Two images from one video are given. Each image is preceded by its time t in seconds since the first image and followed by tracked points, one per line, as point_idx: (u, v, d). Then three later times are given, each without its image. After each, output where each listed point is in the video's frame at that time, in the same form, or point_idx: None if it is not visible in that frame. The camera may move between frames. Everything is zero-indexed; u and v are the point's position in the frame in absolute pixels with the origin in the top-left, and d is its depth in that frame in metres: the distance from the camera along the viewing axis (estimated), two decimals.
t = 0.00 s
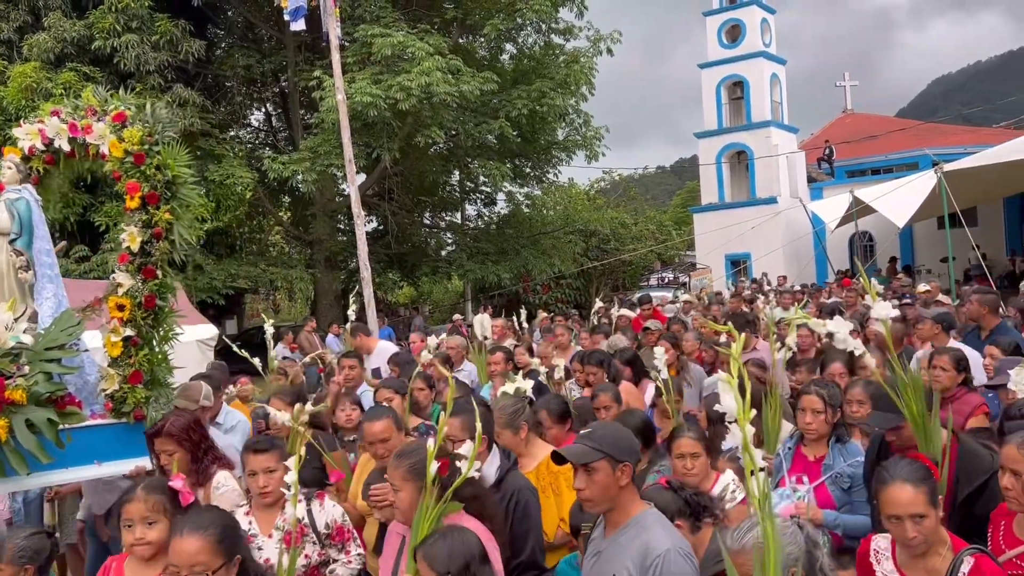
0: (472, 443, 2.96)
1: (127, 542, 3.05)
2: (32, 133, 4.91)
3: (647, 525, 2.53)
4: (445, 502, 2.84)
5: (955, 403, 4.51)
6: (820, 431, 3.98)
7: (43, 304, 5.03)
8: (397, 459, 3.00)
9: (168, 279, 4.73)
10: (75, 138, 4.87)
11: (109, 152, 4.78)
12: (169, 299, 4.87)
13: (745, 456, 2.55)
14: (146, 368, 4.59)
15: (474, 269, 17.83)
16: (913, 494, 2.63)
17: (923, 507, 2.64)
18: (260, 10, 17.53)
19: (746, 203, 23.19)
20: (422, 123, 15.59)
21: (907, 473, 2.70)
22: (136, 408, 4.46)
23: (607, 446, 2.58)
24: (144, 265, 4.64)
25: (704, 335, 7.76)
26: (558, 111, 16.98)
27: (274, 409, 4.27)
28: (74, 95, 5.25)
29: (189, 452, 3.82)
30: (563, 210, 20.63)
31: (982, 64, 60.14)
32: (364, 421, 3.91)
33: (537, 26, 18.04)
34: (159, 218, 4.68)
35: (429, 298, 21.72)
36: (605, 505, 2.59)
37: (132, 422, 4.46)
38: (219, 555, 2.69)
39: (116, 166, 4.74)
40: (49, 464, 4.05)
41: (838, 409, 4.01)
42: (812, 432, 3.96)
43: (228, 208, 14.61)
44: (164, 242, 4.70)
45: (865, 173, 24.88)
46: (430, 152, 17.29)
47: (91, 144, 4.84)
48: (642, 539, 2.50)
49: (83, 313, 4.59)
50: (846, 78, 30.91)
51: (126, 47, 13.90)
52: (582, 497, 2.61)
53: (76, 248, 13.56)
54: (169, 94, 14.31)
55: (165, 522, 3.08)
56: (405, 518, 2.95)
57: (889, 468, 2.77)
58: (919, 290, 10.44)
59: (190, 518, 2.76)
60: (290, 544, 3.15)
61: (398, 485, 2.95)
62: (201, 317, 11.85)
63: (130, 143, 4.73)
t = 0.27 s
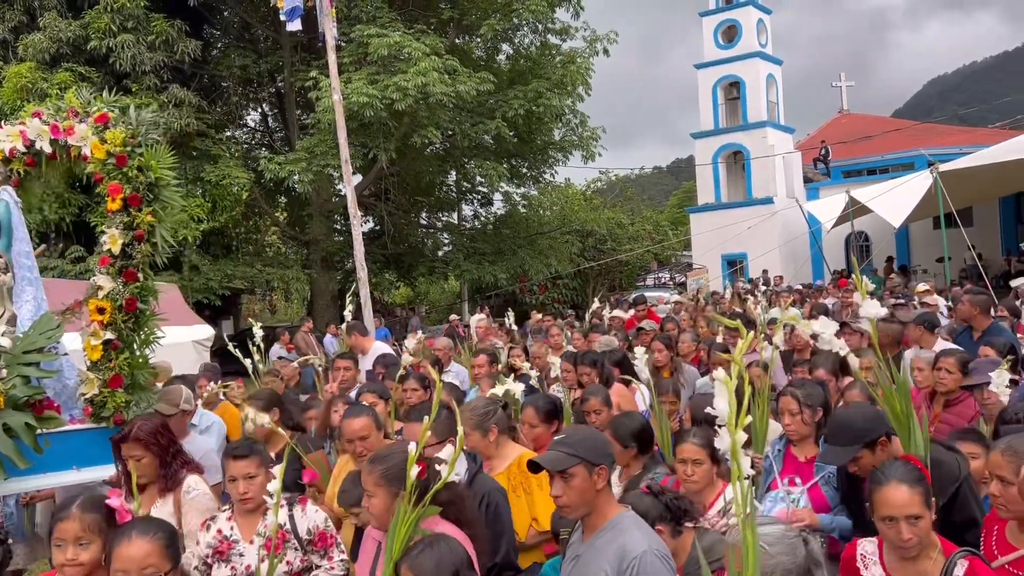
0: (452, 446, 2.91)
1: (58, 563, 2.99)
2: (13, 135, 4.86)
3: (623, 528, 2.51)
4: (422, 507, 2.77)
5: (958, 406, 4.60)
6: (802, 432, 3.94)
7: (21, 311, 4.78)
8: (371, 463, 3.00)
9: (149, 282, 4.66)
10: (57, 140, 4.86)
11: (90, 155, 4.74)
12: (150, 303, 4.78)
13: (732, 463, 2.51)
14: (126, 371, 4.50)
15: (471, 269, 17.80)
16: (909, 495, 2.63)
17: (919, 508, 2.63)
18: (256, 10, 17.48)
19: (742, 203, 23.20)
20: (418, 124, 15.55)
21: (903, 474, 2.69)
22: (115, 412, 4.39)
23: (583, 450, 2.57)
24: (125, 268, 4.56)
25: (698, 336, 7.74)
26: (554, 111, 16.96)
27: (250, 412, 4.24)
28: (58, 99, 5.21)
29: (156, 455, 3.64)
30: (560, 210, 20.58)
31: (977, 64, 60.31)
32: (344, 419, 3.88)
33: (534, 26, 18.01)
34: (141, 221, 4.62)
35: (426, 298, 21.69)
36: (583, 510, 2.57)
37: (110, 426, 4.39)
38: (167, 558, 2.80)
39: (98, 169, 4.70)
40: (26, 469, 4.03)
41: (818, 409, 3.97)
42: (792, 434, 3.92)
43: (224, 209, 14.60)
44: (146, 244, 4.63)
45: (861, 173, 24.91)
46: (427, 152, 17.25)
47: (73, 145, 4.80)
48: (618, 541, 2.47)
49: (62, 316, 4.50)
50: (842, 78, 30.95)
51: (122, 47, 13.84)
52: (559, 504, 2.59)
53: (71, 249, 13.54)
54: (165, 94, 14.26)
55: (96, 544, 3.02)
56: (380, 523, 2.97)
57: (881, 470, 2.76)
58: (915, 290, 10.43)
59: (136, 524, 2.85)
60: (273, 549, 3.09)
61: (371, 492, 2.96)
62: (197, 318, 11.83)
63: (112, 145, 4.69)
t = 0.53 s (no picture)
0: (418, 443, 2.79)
1: None
2: None
3: (606, 534, 2.49)
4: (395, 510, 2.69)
5: (954, 407, 4.54)
6: (782, 432, 3.91)
7: None
8: (338, 471, 2.89)
9: (123, 283, 4.74)
10: (30, 140, 4.84)
11: (62, 154, 4.76)
12: (125, 304, 4.85)
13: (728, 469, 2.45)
14: (100, 374, 4.53)
15: (468, 269, 17.80)
16: (884, 493, 2.62)
17: (893, 506, 2.62)
18: (253, 10, 17.45)
19: (739, 203, 23.23)
20: (416, 124, 15.53)
21: (880, 472, 2.68)
22: (89, 416, 4.41)
23: (565, 458, 2.54)
24: (99, 270, 4.64)
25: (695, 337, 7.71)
26: (552, 112, 16.95)
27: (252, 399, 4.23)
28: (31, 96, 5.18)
29: (133, 460, 3.52)
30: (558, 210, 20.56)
31: (976, 65, 60.39)
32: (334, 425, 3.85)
33: (531, 26, 18.00)
34: (114, 221, 4.68)
35: (424, 299, 21.67)
36: (565, 519, 2.54)
37: (83, 430, 4.41)
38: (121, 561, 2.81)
39: (70, 168, 4.72)
40: None
41: (794, 408, 3.92)
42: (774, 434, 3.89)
43: (222, 210, 14.57)
44: (118, 245, 4.70)
45: (858, 173, 24.92)
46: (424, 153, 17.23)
47: (45, 144, 4.81)
48: (598, 550, 2.46)
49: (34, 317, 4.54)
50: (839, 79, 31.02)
51: (119, 48, 13.79)
52: (542, 513, 2.56)
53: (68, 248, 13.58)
54: (162, 94, 14.23)
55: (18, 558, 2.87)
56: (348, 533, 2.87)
57: (859, 469, 2.75)
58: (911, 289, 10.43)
59: (83, 529, 2.84)
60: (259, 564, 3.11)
61: (343, 500, 2.84)
62: (193, 318, 11.80)
63: (84, 144, 4.72)
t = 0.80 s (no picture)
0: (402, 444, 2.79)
1: None
2: None
3: (589, 548, 2.51)
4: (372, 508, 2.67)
5: (944, 409, 4.54)
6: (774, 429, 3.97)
7: None
8: (302, 478, 2.81)
9: (96, 283, 4.79)
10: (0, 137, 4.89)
11: (34, 152, 4.80)
12: (99, 305, 4.91)
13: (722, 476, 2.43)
14: (73, 376, 4.61)
15: (467, 270, 17.81)
16: (865, 495, 2.63)
17: (875, 509, 2.62)
18: (252, 11, 17.46)
19: (738, 203, 23.26)
20: (414, 124, 15.54)
21: (862, 475, 2.70)
22: (62, 418, 4.52)
23: (543, 474, 2.53)
24: (72, 269, 4.68)
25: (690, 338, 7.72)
26: (550, 112, 16.98)
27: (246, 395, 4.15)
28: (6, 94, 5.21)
29: (117, 468, 3.33)
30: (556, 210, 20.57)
31: (975, 65, 60.48)
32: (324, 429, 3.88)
33: (529, 27, 18.03)
34: (87, 220, 4.74)
35: (422, 299, 21.68)
36: (547, 531, 2.56)
37: (57, 433, 4.53)
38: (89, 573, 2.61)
39: (42, 167, 4.77)
40: None
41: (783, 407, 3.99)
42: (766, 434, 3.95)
43: (220, 210, 14.59)
44: (92, 244, 4.75)
45: (856, 174, 24.96)
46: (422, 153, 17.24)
47: (18, 143, 4.85)
48: (582, 565, 2.47)
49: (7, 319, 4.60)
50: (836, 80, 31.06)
51: (117, 47, 13.78)
52: (524, 527, 2.58)
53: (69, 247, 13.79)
54: (160, 94, 14.22)
55: None
56: (320, 537, 2.79)
57: (841, 470, 2.76)
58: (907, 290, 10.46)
59: (51, 539, 2.64)
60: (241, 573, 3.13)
61: (321, 504, 2.77)
62: (192, 319, 11.82)
63: (57, 143, 4.78)
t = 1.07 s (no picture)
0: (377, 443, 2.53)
1: None
2: None
3: (580, 563, 2.50)
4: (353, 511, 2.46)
5: (923, 407, 4.65)
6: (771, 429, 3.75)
7: None
8: (276, 484, 2.60)
9: (71, 282, 4.89)
10: None
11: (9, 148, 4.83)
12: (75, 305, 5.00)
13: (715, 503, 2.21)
14: (47, 377, 4.73)
15: (466, 270, 17.92)
16: (869, 503, 2.56)
17: (878, 517, 2.55)
18: (253, 11, 17.57)
19: (737, 204, 23.37)
20: (413, 124, 15.65)
21: (866, 482, 2.62)
22: (36, 421, 4.67)
23: (526, 488, 2.52)
24: (46, 268, 4.77)
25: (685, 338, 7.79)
26: (549, 112, 17.08)
27: (240, 394, 3.97)
28: None
29: (100, 476, 3.18)
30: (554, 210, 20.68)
31: (972, 67, 60.76)
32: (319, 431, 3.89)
33: (528, 28, 18.15)
34: (61, 219, 4.82)
35: (422, 299, 21.78)
36: (535, 543, 2.55)
37: (33, 435, 4.69)
38: None
39: (17, 164, 4.83)
40: None
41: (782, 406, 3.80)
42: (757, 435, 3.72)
43: (219, 210, 14.72)
44: (66, 243, 4.82)
45: (855, 175, 25.06)
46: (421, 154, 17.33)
47: None
48: None
49: None
50: (834, 80, 31.16)
51: (117, 47, 13.91)
52: (511, 539, 2.58)
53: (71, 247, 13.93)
54: (159, 95, 14.32)
55: None
56: (299, 544, 2.58)
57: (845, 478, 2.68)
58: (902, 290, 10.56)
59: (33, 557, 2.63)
60: None
61: (298, 509, 2.56)
62: (190, 318, 12.01)
63: (32, 139, 4.82)
